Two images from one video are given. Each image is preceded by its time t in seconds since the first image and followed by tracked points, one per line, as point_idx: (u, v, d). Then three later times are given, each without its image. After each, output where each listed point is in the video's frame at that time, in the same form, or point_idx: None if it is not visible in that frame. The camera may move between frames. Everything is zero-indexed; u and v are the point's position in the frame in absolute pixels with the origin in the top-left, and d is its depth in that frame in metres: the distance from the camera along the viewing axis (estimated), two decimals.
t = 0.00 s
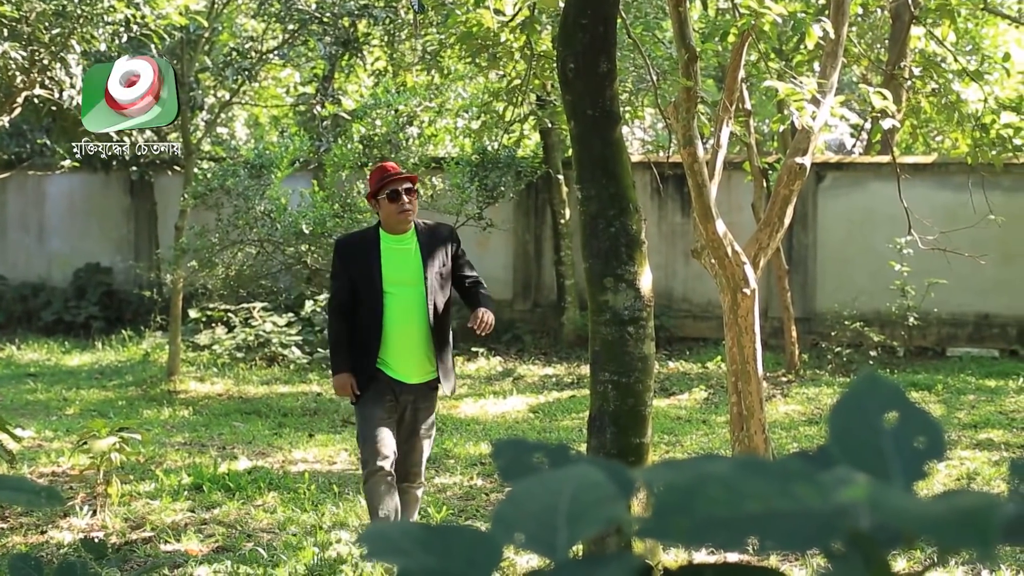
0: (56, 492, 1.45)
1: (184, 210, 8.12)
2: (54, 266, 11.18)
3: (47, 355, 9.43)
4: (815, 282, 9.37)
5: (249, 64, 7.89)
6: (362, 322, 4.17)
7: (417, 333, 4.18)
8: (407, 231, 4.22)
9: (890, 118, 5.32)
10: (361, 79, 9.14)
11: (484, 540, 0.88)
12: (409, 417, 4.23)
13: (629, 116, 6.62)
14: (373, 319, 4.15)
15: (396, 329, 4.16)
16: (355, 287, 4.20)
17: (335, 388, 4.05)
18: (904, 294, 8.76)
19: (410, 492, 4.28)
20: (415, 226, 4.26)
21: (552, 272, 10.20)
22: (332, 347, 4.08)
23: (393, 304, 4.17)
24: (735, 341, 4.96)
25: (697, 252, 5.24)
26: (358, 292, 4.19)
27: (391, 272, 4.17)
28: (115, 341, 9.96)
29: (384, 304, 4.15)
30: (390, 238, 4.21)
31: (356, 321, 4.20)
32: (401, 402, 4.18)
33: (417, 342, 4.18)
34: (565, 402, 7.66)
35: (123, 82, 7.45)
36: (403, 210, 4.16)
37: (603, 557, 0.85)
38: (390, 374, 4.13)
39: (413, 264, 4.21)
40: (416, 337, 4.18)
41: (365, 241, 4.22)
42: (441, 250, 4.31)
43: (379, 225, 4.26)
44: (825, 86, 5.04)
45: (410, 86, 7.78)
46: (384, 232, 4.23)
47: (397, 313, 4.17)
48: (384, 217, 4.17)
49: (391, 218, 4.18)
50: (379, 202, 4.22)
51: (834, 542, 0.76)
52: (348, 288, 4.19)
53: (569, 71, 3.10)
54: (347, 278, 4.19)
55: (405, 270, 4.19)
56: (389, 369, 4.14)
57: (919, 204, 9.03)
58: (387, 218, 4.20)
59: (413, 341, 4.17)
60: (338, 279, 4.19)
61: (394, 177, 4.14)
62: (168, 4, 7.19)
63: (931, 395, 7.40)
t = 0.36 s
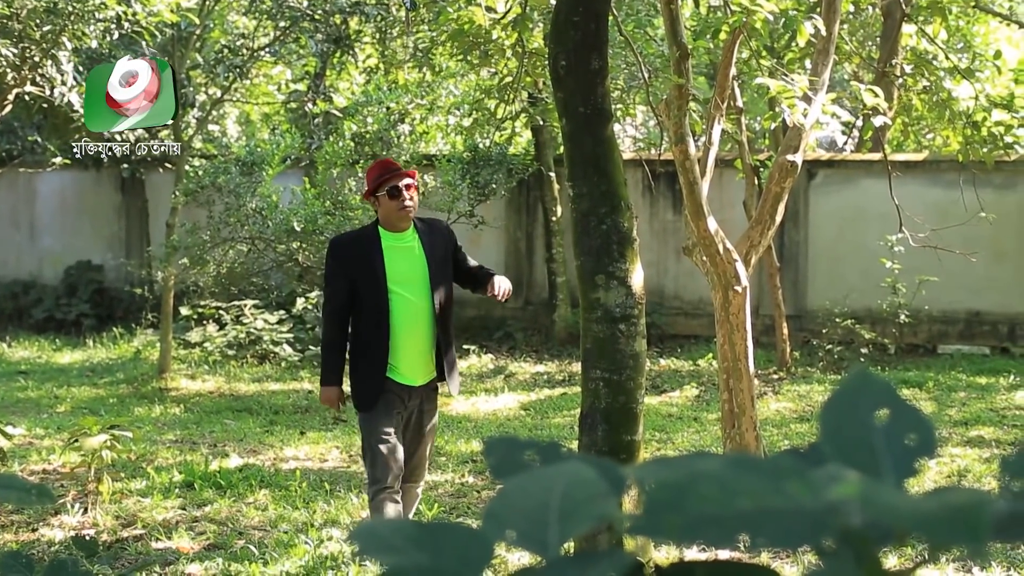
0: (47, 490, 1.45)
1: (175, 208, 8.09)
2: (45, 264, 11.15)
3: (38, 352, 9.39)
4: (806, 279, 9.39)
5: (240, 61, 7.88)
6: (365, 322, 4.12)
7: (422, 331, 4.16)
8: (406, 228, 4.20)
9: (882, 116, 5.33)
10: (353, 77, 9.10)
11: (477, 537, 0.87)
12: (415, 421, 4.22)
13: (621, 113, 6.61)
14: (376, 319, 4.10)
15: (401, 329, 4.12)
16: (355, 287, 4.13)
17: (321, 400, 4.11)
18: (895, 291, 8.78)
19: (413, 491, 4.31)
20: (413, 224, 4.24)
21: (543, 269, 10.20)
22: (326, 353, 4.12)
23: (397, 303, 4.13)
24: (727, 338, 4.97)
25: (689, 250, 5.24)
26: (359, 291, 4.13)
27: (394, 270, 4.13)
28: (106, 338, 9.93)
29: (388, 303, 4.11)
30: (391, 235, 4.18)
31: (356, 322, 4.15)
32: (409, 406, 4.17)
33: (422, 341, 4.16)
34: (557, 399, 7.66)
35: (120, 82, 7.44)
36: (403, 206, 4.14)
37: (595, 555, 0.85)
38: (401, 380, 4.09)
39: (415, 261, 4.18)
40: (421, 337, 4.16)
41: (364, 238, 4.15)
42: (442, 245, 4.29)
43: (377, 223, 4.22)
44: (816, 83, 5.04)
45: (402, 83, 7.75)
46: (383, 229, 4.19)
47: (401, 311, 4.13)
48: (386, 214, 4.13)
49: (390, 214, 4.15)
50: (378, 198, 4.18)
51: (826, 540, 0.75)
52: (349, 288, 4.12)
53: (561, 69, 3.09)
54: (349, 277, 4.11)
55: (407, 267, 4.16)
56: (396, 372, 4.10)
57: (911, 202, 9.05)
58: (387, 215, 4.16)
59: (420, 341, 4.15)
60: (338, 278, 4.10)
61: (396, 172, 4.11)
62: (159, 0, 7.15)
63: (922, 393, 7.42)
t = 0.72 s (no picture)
0: (29, 488, 1.43)
1: (158, 205, 8.04)
2: (27, 261, 11.13)
3: (20, 350, 9.33)
4: (790, 277, 9.43)
5: (224, 58, 7.88)
6: (356, 309, 4.03)
7: (410, 317, 4.10)
8: (390, 214, 4.16)
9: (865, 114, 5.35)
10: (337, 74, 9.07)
11: (459, 533, 0.87)
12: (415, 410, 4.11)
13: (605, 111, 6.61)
14: (367, 306, 4.02)
15: (392, 314, 4.05)
16: (342, 274, 4.03)
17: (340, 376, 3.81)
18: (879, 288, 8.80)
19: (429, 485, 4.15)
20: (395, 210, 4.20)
21: (527, 266, 10.22)
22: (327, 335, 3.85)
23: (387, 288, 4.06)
24: (710, 335, 4.98)
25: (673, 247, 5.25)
26: (346, 277, 4.03)
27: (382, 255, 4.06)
28: (89, 336, 9.87)
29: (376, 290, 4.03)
30: (375, 222, 4.13)
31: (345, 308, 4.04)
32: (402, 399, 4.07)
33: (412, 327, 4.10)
34: (541, 396, 7.66)
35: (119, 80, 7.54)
36: (389, 192, 4.09)
37: (579, 552, 0.85)
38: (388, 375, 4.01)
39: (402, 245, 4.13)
40: (408, 324, 4.08)
41: (349, 223, 4.07)
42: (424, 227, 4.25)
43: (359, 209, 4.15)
44: (800, 81, 5.05)
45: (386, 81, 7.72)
46: (366, 216, 4.13)
47: (390, 297, 4.06)
48: (370, 199, 4.08)
49: (375, 200, 4.10)
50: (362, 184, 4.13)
51: (809, 539, 0.75)
52: (336, 273, 4.01)
53: (544, 66, 3.08)
54: (334, 262, 4.00)
55: (396, 252, 4.10)
56: (387, 362, 4.02)
57: (894, 199, 9.09)
58: (371, 201, 4.11)
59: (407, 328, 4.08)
60: (327, 265, 3.99)
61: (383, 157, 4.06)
62: None
63: (905, 390, 7.46)
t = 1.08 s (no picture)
0: (8, 485, 1.43)
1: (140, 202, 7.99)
2: (8, 258, 11.06)
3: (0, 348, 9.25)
4: (772, 274, 9.47)
5: (206, 56, 7.78)
6: (343, 307, 3.99)
7: (401, 313, 4.04)
8: (383, 211, 4.09)
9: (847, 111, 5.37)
10: (319, 71, 9.01)
11: (440, 530, 0.86)
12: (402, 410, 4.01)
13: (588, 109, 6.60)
14: (354, 305, 3.98)
15: (378, 311, 4.00)
16: (331, 271, 4.01)
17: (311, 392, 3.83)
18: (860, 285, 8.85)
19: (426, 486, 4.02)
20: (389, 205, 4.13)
21: (509, 263, 10.21)
22: (308, 344, 3.88)
23: (375, 285, 4.00)
24: (692, 332, 4.99)
25: (655, 244, 5.26)
26: (335, 276, 4.00)
27: (370, 252, 4.00)
28: (71, 334, 9.80)
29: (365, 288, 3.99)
30: (365, 219, 4.07)
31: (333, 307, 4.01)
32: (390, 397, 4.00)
33: (401, 323, 4.03)
34: (524, 394, 7.66)
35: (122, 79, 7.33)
36: (380, 188, 4.00)
37: (562, 549, 0.84)
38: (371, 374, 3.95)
39: (392, 241, 4.06)
40: (398, 320, 4.02)
41: (338, 220, 4.03)
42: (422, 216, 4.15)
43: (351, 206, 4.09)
44: (782, 78, 5.07)
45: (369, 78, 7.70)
46: (358, 213, 4.07)
47: (378, 293, 4.01)
48: (361, 196, 4.01)
49: (367, 197, 4.03)
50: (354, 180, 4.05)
51: (793, 536, 0.75)
52: (324, 272, 3.99)
53: (527, 63, 3.08)
54: (322, 261, 3.97)
55: (384, 248, 4.02)
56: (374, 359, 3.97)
57: (876, 197, 9.13)
58: (362, 198, 4.04)
59: (397, 325, 4.01)
60: (315, 263, 3.97)
61: (372, 152, 3.97)
62: None
63: (887, 387, 7.50)
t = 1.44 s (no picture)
0: None
1: (122, 197, 7.94)
2: None
3: None
4: (754, 268, 9.49)
5: (188, 51, 7.77)
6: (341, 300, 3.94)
7: (405, 304, 3.90)
8: (394, 202, 3.95)
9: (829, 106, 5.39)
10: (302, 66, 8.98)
11: (424, 525, 0.85)
12: (401, 406, 3.88)
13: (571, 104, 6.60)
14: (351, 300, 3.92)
15: (372, 306, 3.88)
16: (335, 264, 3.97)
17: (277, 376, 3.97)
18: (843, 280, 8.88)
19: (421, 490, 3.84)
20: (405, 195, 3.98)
21: (493, 258, 10.19)
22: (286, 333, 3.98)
23: (375, 278, 3.89)
24: (675, 327, 5.00)
25: (638, 239, 5.25)
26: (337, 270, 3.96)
27: (372, 244, 3.89)
28: (53, 329, 9.74)
29: (363, 282, 3.90)
30: (375, 212, 3.93)
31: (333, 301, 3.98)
32: (387, 392, 3.88)
33: (397, 316, 3.87)
34: (507, 388, 7.66)
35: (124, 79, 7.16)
36: (390, 182, 3.89)
37: (546, 543, 0.84)
38: (356, 363, 3.87)
39: (397, 232, 3.89)
40: (396, 315, 3.88)
41: (346, 212, 3.97)
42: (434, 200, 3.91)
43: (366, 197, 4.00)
44: (764, 73, 5.08)
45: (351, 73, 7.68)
46: (369, 205, 3.95)
47: (379, 286, 3.90)
48: (371, 189, 3.89)
49: (377, 191, 3.90)
50: (365, 173, 3.93)
51: (776, 529, 0.75)
52: (326, 266, 3.97)
53: (509, 58, 3.07)
54: (325, 255, 3.96)
55: (386, 239, 3.87)
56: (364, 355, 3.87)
57: (859, 192, 9.16)
58: (372, 191, 3.92)
59: (393, 320, 3.87)
60: (315, 256, 3.96)
61: (383, 146, 3.88)
62: None
63: (870, 381, 7.55)
